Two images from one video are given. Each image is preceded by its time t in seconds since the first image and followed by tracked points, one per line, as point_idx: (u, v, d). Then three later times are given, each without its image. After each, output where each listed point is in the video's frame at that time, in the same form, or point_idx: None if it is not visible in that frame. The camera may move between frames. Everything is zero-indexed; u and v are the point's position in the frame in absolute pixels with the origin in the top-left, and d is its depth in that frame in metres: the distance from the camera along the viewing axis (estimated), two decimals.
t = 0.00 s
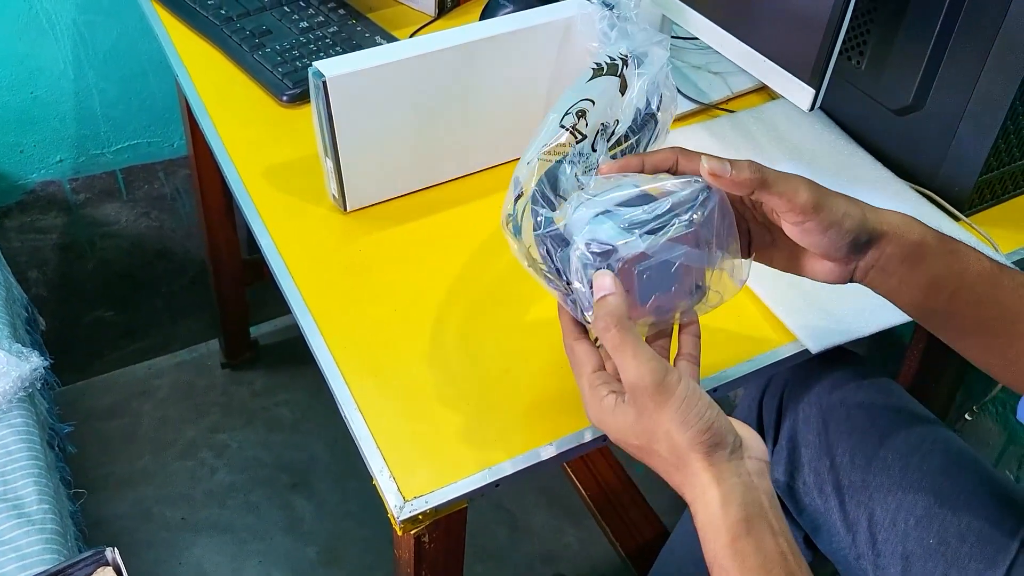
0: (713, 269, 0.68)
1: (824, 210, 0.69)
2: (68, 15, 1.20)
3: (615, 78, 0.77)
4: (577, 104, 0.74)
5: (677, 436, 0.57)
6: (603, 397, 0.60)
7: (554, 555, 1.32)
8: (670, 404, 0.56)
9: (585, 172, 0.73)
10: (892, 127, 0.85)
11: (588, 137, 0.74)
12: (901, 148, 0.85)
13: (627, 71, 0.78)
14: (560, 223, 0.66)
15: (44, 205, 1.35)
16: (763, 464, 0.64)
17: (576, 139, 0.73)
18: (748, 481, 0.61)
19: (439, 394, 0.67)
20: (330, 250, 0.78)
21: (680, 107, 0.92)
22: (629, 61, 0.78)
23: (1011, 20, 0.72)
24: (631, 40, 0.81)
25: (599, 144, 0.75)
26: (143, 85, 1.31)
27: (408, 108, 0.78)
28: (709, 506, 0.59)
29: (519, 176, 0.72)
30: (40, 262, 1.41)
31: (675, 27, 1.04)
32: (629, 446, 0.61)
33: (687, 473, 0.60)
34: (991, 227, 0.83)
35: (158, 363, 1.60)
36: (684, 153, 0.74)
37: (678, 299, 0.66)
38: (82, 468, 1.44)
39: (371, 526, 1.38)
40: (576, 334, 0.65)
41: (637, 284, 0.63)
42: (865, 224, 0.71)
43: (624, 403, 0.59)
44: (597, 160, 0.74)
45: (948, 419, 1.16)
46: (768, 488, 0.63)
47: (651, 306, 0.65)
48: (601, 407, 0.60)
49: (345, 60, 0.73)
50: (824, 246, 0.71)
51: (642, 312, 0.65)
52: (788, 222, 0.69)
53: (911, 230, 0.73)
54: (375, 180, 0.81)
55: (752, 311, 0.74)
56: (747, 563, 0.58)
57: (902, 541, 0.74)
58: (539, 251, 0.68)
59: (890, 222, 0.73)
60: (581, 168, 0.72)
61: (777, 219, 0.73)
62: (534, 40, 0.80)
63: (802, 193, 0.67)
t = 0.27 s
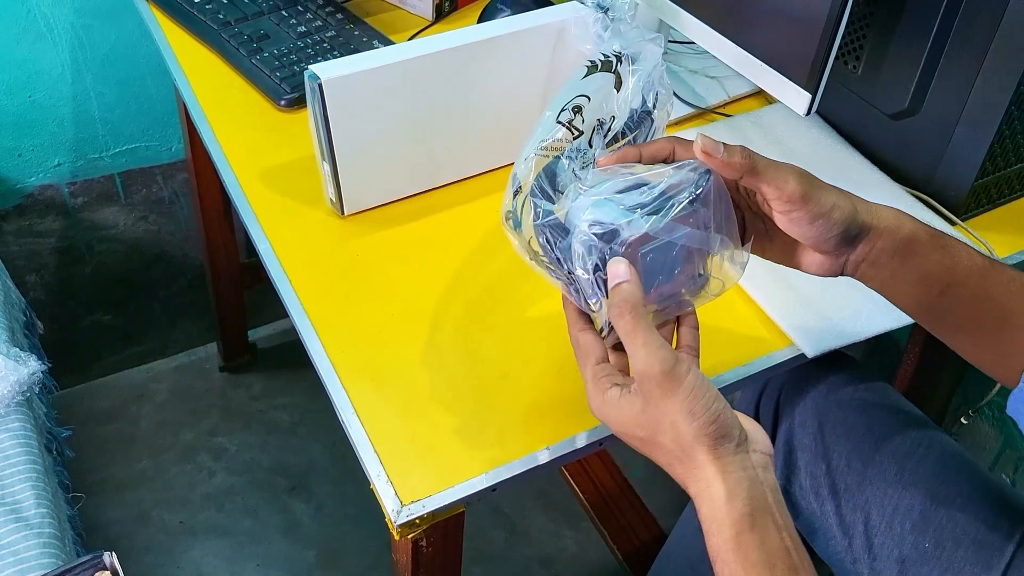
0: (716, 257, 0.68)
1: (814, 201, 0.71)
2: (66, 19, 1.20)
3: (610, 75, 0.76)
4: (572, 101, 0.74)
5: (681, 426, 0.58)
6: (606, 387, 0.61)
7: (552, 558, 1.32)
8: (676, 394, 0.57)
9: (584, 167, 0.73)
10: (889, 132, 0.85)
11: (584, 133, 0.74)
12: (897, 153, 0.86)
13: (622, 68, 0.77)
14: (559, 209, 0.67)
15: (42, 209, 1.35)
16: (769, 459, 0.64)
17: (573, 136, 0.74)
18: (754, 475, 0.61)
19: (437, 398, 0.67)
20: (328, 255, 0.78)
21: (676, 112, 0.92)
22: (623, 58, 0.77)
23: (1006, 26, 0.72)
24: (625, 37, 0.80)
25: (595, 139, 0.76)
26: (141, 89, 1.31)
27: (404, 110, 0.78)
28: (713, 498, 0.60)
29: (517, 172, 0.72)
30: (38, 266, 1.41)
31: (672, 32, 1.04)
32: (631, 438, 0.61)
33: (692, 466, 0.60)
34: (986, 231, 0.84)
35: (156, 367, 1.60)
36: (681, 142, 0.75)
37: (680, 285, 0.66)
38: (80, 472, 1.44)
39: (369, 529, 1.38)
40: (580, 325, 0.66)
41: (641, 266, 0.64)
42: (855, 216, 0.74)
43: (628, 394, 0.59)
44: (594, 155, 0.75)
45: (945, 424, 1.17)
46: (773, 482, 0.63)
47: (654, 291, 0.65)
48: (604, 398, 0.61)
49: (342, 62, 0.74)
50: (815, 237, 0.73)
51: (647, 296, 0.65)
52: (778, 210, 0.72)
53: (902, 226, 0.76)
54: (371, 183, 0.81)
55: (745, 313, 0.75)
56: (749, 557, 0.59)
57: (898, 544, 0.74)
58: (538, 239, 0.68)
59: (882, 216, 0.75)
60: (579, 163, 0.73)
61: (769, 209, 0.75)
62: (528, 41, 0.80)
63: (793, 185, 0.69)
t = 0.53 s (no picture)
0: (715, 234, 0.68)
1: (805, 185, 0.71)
2: (62, 24, 1.20)
3: (602, 63, 0.77)
4: (565, 88, 0.76)
5: (677, 418, 0.58)
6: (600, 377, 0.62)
7: (550, 560, 1.32)
8: (675, 385, 0.57)
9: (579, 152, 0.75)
10: (884, 134, 0.85)
11: (577, 120, 0.76)
12: (893, 154, 0.86)
13: (614, 57, 0.78)
14: (555, 190, 0.68)
15: (39, 213, 1.35)
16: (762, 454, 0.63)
17: (567, 123, 0.76)
18: (748, 468, 0.60)
19: (432, 401, 0.67)
20: (324, 259, 0.78)
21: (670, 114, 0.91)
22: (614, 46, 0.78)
23: (999, 29, 0.72)
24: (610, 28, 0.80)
25: (591, 127, 0.77)
26: (137, 94, 1.31)
27: (397, 110, 0.77)
28: (705, 488, 0.59)
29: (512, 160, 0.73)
30: (35, 270, 1.41)
31: (667, 35, 1.04)
32: (627, 429, 0.61)
33: (688, 458, 0.60)
34: (981, 233, 0.84)
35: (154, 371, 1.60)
36: (676, 124, 0.75)
37: (678, 263, 0.67)
38: (77, 477, 1.44)
39: (367, 533, 1.38)
40: (574, 315, 0.66)
41: (639, 242, 0.64)
42: (846, 202, 0.74)
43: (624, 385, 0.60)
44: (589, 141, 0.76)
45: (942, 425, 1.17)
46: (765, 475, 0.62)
47: (653, 269, 0.65)
48: (599, 389, 0.61)
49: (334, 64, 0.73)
50: (804, 221, 0.74)
51: (646, 273, 0.65)
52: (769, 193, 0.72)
53: (895, 216, 0.76)
54: (365, 186, 0.81)
55: (739, 313, 0.75)
56: (741, 549, 0.59)
57: (895, 546, 0.74)
58: (535, 219, 0.69)
59: (877, 209, 0.76)
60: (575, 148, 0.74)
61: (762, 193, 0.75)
62: (519, 40, 0.80)
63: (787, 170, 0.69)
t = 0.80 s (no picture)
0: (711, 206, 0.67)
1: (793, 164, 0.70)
2: (61, 28, 1.20)
3: (593, 48, 0.77)
4: (557, 73, 0.76)
5: (653, 408, 0.58)
6: (579, 358, 0.63)
7: (549, 563, 1.32)
8: (652, 371, 0.58)
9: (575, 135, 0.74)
10: (882, 135, 0.85)
11: (570, 102, 0.76)
12: (891, 156, 0.86)
13: (605, 42, 0.78)
14: (544, 167, 0.67)
15: (38, 217, 1.35)
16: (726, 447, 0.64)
17: (561, 107, 0.75)
18: (713, 459, 0.61)
19: (431, 404, 0.67)
20: (322, 262, 0.78)
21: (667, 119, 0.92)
22: (604, 33, 0.78)
23: (998, 30, 0.72)
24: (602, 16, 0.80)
25: (588, 110, 0.76)
26: (135, 96, 1.31)
27: (390, 109, 0.78)
28: (671, 471, 0.59)
29: (505, 147, 0.73)
30: (34, 274, 1.41)
31: (665, 37, 1.04)
32: (607, 415, 0.61)
33: (657, 448, 0.60)
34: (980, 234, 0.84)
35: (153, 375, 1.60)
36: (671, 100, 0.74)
37: (674, 236, 0.66)
38: (76, 481, 1.44)
39: (366, 536, 1.38)
40: (545, 298, 0.69)
41: (629, 215, 0.64)
42: (837, 185, 0.74)
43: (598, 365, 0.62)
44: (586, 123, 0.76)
45: (941, 426, 1.17)
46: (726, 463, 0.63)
47: (645, 242, 0.65)
48: (577, 361, 0.63)
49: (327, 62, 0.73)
50: (792, 200, 0.73)
51: (638, 249, 0.65)
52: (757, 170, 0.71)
53: (890, 205, 0.76)
54: (361, 186, 0.81)
55: (736, 313, 0.75)
56: (704, 535, 0.59)
57: (895, 548, 0.74)
58: (525, 196, 0.68)
59: (874, 198, 0.75)
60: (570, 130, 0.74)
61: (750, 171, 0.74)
62: (511, 37, 0.80)
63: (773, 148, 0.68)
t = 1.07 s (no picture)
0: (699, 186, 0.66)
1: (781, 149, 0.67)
2: (60, 28, 1.20)
3: (586, 46, 0.76)
4: (548, 71, 0.74)
5: (637, 401, 0.58)
6: (560, 352, 0.63)
7: (550, 563, 1.32)
8: (638, 367, 0.58)
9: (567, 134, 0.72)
10: (882, 135, 0.85)
11: (562, 101, 0.74)
12: (891, 156, 0.86)
13: (598, 41, 0.76)
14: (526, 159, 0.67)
15: (37, 218, 1.35)
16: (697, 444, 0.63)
17: (552, 106, 0.73)
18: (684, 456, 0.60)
19: (432, 404, 0.67)
20: (323, 261, 0.78)
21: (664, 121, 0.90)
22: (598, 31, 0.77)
23: (999, 30, 0.72)
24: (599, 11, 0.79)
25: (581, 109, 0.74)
26: (135, 97, 1.31)
27: (389, 108, 0.78)
28: (642, 465, 0.59)
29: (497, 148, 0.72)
30: (33, 275, 1.41)
31: (665, 37, 1.04)
32: (585, 410, 0.61)
33: (629, 444, 0.59)
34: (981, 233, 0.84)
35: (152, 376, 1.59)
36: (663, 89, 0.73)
37: (668, 221, 0.66)
38: (76, 482, 1.43)
39: (366, 537, 1.38)
40: (523, 293, 0.69)
41: (615, 200, 0.63)
42: (822, 173, 0.71)
43: (582, 361, 0.62)
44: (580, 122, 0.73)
45: (941, 426, 1.17)
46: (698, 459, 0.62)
47: (635, 227, 0.64)
48: (560, 356, 0.63)
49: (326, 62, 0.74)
50: (777, 187, 0.70)
51: (630, 235, 0.64)
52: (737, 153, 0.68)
53: (880, 195, 0.73)
54: (361, 186, 0.81)
55: (732, 311, 0.76)
56: (678, 529, 0.58)
57: (897, 548, 0.75)
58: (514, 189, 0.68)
59: (864, 188, 0.73)
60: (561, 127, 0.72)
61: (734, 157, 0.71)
62: (509, 37, 0.80)
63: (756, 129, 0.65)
